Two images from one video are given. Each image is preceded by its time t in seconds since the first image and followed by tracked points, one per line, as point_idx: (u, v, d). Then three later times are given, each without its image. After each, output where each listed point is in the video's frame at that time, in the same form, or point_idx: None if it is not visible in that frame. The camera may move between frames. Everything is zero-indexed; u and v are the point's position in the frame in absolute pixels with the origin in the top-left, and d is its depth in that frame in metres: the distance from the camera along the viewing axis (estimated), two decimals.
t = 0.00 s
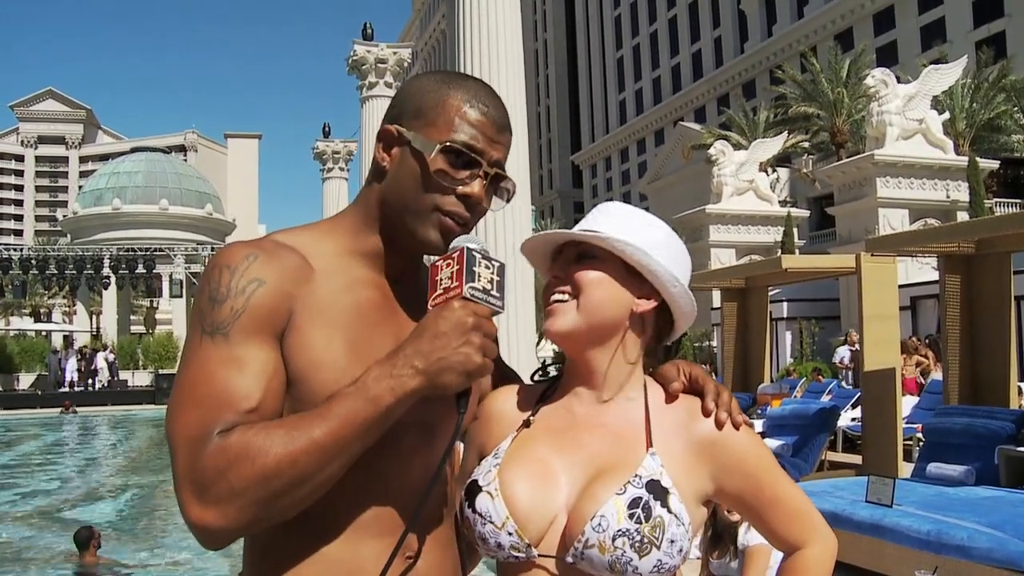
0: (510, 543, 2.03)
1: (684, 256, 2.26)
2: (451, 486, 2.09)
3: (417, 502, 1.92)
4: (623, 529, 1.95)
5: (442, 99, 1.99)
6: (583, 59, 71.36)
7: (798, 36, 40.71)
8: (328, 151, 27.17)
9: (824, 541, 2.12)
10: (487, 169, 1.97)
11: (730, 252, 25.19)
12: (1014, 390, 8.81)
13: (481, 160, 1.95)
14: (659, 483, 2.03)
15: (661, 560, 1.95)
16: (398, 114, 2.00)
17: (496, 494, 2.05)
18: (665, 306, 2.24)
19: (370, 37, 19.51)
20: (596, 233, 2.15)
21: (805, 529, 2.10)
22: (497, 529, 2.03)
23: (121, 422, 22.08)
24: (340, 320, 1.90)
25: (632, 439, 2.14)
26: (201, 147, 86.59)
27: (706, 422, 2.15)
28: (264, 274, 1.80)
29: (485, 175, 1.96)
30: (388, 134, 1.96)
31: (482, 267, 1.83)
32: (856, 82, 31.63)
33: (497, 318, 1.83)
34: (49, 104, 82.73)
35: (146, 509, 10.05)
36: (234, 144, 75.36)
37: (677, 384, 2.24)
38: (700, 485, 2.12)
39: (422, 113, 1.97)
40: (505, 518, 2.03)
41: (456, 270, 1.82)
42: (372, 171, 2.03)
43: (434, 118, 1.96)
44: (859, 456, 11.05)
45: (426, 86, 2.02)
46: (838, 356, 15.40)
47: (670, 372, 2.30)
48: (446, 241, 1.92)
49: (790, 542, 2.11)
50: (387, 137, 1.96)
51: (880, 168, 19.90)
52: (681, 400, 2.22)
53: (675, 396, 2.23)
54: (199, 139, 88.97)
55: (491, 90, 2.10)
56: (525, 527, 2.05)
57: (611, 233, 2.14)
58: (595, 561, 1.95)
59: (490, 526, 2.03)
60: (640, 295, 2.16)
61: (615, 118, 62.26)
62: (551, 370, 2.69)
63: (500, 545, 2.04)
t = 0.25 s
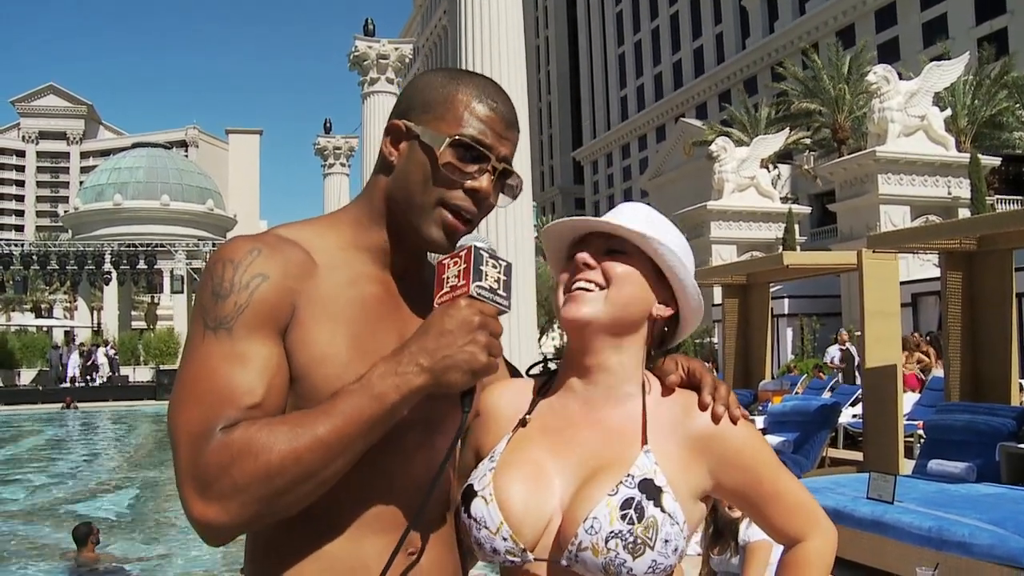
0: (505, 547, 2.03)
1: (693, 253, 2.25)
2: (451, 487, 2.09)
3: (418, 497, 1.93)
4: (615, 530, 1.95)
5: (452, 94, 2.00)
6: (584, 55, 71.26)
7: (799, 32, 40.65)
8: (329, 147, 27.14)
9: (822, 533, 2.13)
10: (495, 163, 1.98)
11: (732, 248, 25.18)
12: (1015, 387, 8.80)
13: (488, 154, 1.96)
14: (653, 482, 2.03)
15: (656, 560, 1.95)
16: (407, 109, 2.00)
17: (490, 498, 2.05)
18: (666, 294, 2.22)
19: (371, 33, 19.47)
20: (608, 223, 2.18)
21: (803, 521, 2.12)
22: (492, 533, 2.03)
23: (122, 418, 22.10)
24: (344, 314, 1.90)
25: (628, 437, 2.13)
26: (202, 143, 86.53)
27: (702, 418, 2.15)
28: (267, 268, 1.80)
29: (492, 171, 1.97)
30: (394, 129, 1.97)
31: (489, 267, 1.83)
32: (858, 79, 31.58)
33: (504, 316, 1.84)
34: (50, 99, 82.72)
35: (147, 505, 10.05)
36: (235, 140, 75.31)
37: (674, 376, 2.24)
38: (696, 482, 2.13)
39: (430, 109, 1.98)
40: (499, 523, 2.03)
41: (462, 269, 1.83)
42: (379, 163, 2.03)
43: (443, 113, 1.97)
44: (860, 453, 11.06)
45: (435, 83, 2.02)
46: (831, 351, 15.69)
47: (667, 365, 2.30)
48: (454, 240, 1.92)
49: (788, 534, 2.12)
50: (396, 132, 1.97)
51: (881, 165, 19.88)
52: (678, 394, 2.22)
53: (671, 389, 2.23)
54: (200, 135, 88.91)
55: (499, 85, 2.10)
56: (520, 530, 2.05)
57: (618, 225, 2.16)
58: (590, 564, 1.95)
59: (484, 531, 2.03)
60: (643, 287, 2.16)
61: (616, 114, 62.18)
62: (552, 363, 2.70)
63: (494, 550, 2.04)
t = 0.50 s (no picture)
0: (507, 556, 2.05)
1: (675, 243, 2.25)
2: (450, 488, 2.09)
3: (418, 494, 1.93)
4: (609, 533, 1.94)
5: (448, 89, 2.00)
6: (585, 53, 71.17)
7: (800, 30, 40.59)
8: (330, 144, 27.14)
9: (828, 519, 2.07)
10: (490, 158, 1.98)
11: (732, 246, 25.19)
12: (1016, 385, 8.79)
13: (484, 146, 1.97)
14: (644, 480, 2.03)
15: (654, 559, 1.94)
16: (401, 108, 2.00)
17: (490, 508, 2.06)
18: (649, 290, 2.22)
19: (372, 31, 19.45)
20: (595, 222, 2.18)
21: (805, 507, 2.06)
22: (493, 544, 2.04)
23: (122, 416, 22.11)
24: (345, 313, 1.90)
25: (621, 436, 2.13)
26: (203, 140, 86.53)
27: (690, 409, 2.13)
28: (267, 267, 1.80)
29: (490, 163, 1.98)
30: (391, 126, 1.97)
31: (486, 255, 1.83)
32: (859, 77, 31.51)
33: (503, 306, 1.83)
34: (52, 97, 82.77)
35: (148, 503, 10.07)
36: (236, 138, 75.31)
37: (661, 367, 2.24)
38: (692, 476, 2.11)
39: (425, 106, 1.98)
40: (499, 532, 2.05)
41: (459, 258, 1.82)
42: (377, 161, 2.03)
43: (440, 109, 1.97)
44: (860, 452, 11.06)
45: (434, 79, 2.02)
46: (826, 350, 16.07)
47: (655, 358, 2.29)
48: (454, 233, 1.93)
49: (790, 521, 2.07)
50: (392, 129, 1.97)
51: (882, 163, 19.85)
52: (665, 385, 2.21)
53: (659, 381, 2.23)
54: (202, 133, 88.90)
55: (494, 80, 2.11)
56: (520, 539, 2.06)
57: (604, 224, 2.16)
58: (587, 568, 1.95)
59: (485, 541, 2.05)
60: (634, 286, 2.16)
61: (617, 112, 62.12)
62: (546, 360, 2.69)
63: (496, 558, 2.06)
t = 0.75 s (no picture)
0: (507, 550, 2.03)
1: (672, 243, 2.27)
2: (452, 487, 2.09)
3: (422, 494, 1.93)
4: (611, 525, 1.94)
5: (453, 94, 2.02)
6: (586, 54, 71.17)
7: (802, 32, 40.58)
8: (332, 145, 27.11)
9: (826, 520, 2.07)
10: (494, 159, 1.99)
11: (734, 247, 25.21)
12: (1017, 387, 8.78)
13: (489, 147, 1.98)
14: (646, 474, 2.02)
15: (656, 553, 1.94)
16: (405, 110, 2.01)
17: (490, 503, 2.05)
18: (647, 289, 2.21)
19: (373, 32, 19.41)
20: (584, 226, 2.17)
21: (803, 509, 2.06)
22: (493, 538, 2.03)
23: (123, 417, 22.12)
24: (350, 315, 1.90)
25: (621, 434, 2.13)
26: (205, 141, 86.58)
27: (692, 408, 2.13)
28: (277, 267, 1.80)
29: (494, 165, 1.99)
30: (397, 129, 1.97)
31: (492, 254, 1.83)
32: (861, 78, 31.50)
33: (507, 303, 1.83)
34: (53, 99, 82.82)
35: (149, 504, 10.08)
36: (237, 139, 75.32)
37: (663, 369, 2.24)
38: (694, 474, 2.10)
39: (430, 106, 1.99)
40: (500, 527, 2.04)
41: (464, 256, 1.82)
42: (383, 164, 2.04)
43: (444, 112, 1.98)
44: (861, 453, 11.06)
45: (443, 82, 2.04)
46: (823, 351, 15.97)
47: (658, 359, 2.30)
48: (458, 232, 1.94)
49: (790, 523, 2.06)
50: (398, 131, 1.97)
51: (884, 165, 19.85)
52: (666, 386, 2.22)
53: (661, 382, 2.23)
54: (203, 134, 88.95)
55: (500, 83, 2.12)
56: (520, 533, 2.06)
57: (594, 228, 2.15)
58: (590, 562, 1.94)
59: (485, 536, 2.03)
60: (632, 290, 2.16)
61: (618, 114, 62.11)
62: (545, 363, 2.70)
63: (497, 554, 2.04)
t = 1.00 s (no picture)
0: (510, 547, 2.04)
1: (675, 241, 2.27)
2: (454, 485, 2.09)
3: (425, 493, 1.94)
4: (615, 520, 1.94)
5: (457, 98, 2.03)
6: (587, 54, 71.14)
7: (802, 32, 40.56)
8: (333, 145, 27.10)
9: (830, 518, 2.07)
10: (496, 160, 1.99)
11: (735, 248, 25.21)
12: (1018, 387, 8.78)
13: (488, 149, 1.99)
14: (650, 471, 2.02)
15: (659, 549, 1.93)
16: (410, 114, 2.01)
17: (492, 500, 2.06)
18: (650, 288, 2.21)
19: (374, 32, 19.39)
20: (577, 230, 2.15)
21: (807, 507, 2.05)
22: (496, 534, 2.04)
23: (123, 416, 22.14)
24: (355, 313, 1.90)
25: (624, 432, 2.13)
26: (206, 141, 86.62)
27: (697, 407, 2.13)
28: (284, 266, 1.81)
29: (493, 166, 2.00)
30: (399, 132, 1.98)
31: (493, 253, 1.83)
32: (862, 78, 31.49)
33: (510, 303, 1.83)
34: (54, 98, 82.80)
35: (149, 504, 10.09)
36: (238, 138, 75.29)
37: (666, 368, 2.25)
38: (698, 471, 2.09)
39: (434, 111, 2.00)
40: (502, 523, 2.04)
41: (466, 255, 1.82)
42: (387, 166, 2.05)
43: (448, 116, 1.99)
44: (862, 453, 11.06)
45: (447, 85, 2.05)
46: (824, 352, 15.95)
47: (661, 359, 2.30)
48: (459, 233, 1.93)
49: (793, 522, 2.06)
50: (400, 134, 1.97)
51: (885, 165, 19.85)
52: (671, 386, 2.22)
53: (665, 381, 2.23)
54: (204, 134, 88.93)
55: (504, 86, 2.12)
56: (523, 530, 2.06)
57: (589, 230, 2.13)
58: (593, 557, 1.94)
59: (488, 532, 2.04)
60: (636, 289, 2.16)
61: (619, 114, 62.10)
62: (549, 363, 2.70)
63: (500, 550, 2.05)
